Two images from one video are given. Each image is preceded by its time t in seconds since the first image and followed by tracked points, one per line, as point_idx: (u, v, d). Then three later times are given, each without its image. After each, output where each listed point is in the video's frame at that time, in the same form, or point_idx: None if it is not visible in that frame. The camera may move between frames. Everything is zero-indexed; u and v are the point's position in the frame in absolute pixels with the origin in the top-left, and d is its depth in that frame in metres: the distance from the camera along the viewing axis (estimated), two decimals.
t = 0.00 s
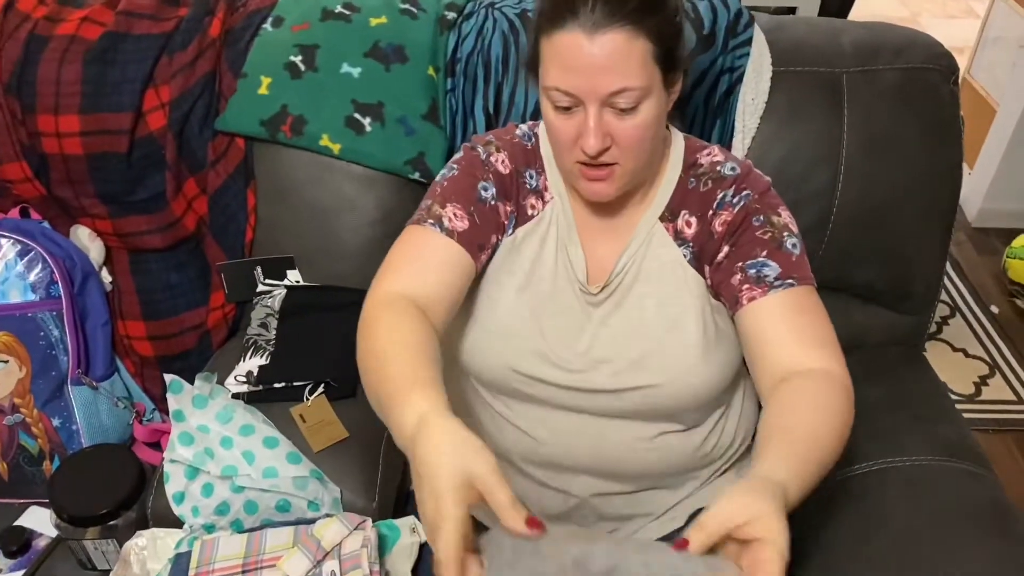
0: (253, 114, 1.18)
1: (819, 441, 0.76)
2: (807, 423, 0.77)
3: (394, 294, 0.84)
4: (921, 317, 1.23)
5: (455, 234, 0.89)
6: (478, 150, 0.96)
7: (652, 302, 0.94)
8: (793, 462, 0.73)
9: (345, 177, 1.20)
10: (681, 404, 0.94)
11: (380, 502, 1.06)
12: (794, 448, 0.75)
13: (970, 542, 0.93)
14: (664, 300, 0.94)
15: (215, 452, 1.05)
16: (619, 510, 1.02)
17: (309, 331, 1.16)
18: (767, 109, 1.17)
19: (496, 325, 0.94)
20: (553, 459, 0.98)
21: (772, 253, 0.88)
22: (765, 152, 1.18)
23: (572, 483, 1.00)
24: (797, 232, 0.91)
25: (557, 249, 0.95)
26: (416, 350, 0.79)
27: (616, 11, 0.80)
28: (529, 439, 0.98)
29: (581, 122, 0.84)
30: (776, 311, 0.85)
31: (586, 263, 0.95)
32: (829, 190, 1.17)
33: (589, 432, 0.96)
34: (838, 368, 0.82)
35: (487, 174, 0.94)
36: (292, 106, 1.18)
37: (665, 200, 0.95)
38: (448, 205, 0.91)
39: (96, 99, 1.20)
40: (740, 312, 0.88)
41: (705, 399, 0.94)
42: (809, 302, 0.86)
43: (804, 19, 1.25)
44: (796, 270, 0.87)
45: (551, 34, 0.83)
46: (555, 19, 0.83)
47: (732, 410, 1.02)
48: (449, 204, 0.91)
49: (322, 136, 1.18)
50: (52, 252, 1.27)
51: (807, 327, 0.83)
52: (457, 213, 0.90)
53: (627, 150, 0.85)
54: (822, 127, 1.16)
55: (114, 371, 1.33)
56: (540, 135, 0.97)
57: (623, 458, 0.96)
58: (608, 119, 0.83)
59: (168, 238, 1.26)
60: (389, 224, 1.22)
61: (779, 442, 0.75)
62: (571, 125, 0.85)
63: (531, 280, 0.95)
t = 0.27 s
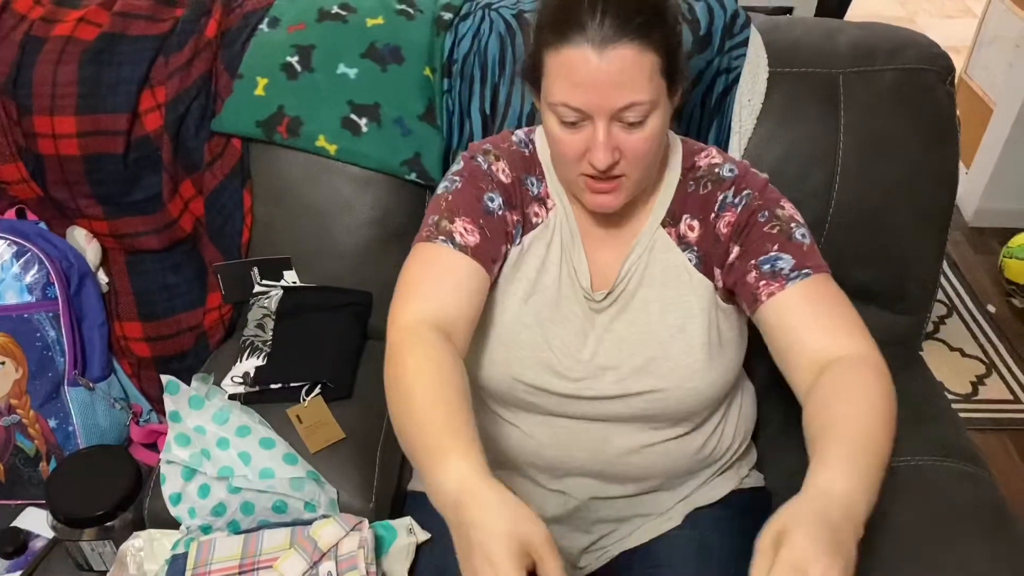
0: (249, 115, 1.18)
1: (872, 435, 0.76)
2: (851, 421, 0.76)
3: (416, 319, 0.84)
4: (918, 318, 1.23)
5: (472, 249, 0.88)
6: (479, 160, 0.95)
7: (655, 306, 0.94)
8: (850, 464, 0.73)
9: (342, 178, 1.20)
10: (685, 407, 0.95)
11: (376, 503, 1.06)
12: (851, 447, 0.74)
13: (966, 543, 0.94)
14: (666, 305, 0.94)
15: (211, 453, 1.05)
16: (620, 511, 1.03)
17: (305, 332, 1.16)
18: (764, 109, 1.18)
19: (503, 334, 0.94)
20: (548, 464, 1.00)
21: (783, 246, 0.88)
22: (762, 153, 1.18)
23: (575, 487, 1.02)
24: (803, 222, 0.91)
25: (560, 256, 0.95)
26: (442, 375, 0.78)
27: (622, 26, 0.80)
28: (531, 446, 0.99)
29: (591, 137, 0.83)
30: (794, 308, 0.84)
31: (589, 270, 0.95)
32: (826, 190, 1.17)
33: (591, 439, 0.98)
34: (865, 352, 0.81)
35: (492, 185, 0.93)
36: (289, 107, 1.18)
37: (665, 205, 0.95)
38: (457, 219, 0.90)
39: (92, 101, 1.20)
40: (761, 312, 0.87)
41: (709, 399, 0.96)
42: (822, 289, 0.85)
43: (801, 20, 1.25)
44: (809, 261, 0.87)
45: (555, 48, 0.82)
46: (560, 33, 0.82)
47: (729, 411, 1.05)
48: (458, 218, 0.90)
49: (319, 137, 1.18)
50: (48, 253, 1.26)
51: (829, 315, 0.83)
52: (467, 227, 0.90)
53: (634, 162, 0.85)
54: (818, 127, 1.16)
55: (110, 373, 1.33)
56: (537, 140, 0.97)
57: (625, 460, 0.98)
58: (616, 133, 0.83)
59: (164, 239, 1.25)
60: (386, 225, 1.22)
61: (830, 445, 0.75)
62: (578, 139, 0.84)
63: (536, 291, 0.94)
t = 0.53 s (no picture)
0: (245, 115, 1.18)
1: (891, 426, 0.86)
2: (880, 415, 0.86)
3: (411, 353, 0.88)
4: (914, 317, 1.24)
5: (460, 283, 0.90)
6: (467, 179, 0.95)
7: (653, 312, 0.95)
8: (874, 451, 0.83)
9: (338, 178, 1.20)
10: (682, 408, 0.96)
11: (372, 504, 1.07)
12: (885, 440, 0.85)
13: (960, 542, 0.94)
14: (664, 310, 0.95)
15: (207, 454, 1.05)
16: (618, 511, 1.04)
17: (301, 332, 1.16)
18: (759, 110, 1.18)
19: (499, 348, 0.95)
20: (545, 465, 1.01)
21: (799, 259, 0.93)
22: (757, 153, 1.18)
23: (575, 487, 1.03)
24: (811, 228, 0.95)
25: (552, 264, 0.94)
26: (446, 417, 0.82)
27: (632, 65, 0.78)
28: (530, 448, 1.01)
29: (601, 171, 0.83)
30: (822, 312, 0.92)
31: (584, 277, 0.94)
32: (821, 190, 1.17)
33: (589, 441, 1.00)
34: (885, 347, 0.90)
35: (481, 208, 0.94)
36: (284, 107, 1.18)
37: (664, 210, 0.95)
38: (447, 251, 0.92)
39: (88, 101, 1.20)
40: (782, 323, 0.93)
41: (706, 403, 0.98)
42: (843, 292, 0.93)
43: (796, 20, 1.25)
44: (821, 269, 0.92)
45: (562, 84, 0.80)
46: (567, 69, 0.80)
47: (730, 410, 1.06)
48: (448, 249, 0.92)
49: (315, 138, 1.18)
50: (44, 253, 1.26)
51: (853, 314, 0.91)
52: (457, 258, 0.91)
53: (641, 186, 0.85)
54: (814, 128, 1.17)
55: (106, 373, 1.33)
56: (530, 149, 0.96)
57: (624, 462, 1.00)
58: (627, 164, 0.83)
59: (160, 240, 1.26)
60: (382, 225, 1.22)
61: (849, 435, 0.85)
62: (586, 171, 0.84)
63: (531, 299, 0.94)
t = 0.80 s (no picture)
0: (241, 115, 1.19)
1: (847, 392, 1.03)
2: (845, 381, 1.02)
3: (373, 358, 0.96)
4: (907, 315, 1.24)
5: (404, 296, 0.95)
6: (442, 203, 0.96)
7: (651, 325, 0.95)
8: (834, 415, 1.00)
9: (334, 178, 1.21)
10: (677, 415, 0.98)
11: (369, 501, 1.07)
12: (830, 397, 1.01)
13: (951, 539, 0.95)
14: (662, 325, 0.95)
15: (204, 451, 1.06)
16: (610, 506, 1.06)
17: (298, 332, 1.17)
18: (754, 110, 1.18)
19: (489, 363, 0.95)
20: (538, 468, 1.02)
21: (814, 262, 1.00)
22: (751, 153, 1.19)
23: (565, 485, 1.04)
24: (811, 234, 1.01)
25: (537, 278, 0.94)
26: (398, 407, 0.96)
27: (644, 121, 0.79)
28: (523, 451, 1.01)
29: (611, 218, 0.84)
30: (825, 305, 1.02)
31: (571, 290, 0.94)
32: (816, 190, 1.18)
33: (580, 441, 1.01)
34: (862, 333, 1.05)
35: (446, 235, 0.95)
36: (281, 107, 1.19)
37: (667, 228, 0.96)
38: (404, 270, 0.95)
39: (85, 102, 1.21)
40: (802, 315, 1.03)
41: (701, 408, 0.99)
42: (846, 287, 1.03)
43: (791, 20, 1.26)
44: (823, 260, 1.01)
45: (572, 137, 0.80)
46: (574, 122, 0.80)
47: (722, 409, 1.06)
48: (405, 269, 0.95)
49: (311, 137, 1.18)
50: (42, 252, 1.27)
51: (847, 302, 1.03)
52: (412, 279, 0.95)
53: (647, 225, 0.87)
54: (808, 127, 1.17)
55: (103, 372, 1.34)
56: (518, 166, 0.95)
57: (615, 461, 1.01)
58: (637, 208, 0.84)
59: (157, 239, 1.26)
60: (379, 224, 1.23)
61: (819, 396, 1.01)
62: (593, 216, 0.85)
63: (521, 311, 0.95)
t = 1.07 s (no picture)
0: (239, 112, 1.19)
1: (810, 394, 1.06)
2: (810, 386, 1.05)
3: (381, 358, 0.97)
4: (903, 312, 1.25)
5: (410, 293, 0.96)
6: (442, 194, 0.96)
7: (651, 315, 0.96)
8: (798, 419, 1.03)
9: (332, 175, 1.21)
10: (676, 405, 0.98)
11: (366, 496, 1.08)
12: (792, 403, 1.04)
13: (947, 534, 0.95)
14: (662, 314, 0.96)
15: (202, 447, 1.06)
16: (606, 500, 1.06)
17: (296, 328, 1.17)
18: (751, 107, 1.18)
19: (490, 352, 0.95)
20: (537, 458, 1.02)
21: (800, 272, 1.02)
22: (748, 150, 1.19)
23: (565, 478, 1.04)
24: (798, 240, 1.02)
25: (537, 266, 0.95)
26: (405, 407, 0.96)
27: (640, 106, 0.79)
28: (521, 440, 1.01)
29: (609, 207, 0.84)
30: (804, 311, 1.04)
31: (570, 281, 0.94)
32: (813, 186, 1.18)
33: (577, 433, 1.01)
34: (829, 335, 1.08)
35: (448, 225, 0.96)
36: (278, 104, 1.19)
37: (666, 218, 0.96)
38: (408, 263, 0.96)
39: (84, 99, 1.21)
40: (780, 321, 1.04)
41: (701, 400, 1.00)
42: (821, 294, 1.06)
43: (788, 17, 1.26)
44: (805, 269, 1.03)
45: (569, 124, 0.81)
46: (571, 108, 0.80)
47: (719, 403, 1.07)
48: (409, 262, 0.96)
49: (309, 134, 1.18)
50: (40, 249, 1.28)
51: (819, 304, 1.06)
52: (416, 272, 0.96)
53: (643, 214, 0.87)
54: (805, 124, 1.17)
55: (102, 369, 1.34)
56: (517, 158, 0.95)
57: (614, 452, 1.01)
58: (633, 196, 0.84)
59: (156, 236, 1.26)
60: (377, 221, 1.23)
61: (782, 400, 1.04)
62: (590, 203, 0.85)
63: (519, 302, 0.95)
